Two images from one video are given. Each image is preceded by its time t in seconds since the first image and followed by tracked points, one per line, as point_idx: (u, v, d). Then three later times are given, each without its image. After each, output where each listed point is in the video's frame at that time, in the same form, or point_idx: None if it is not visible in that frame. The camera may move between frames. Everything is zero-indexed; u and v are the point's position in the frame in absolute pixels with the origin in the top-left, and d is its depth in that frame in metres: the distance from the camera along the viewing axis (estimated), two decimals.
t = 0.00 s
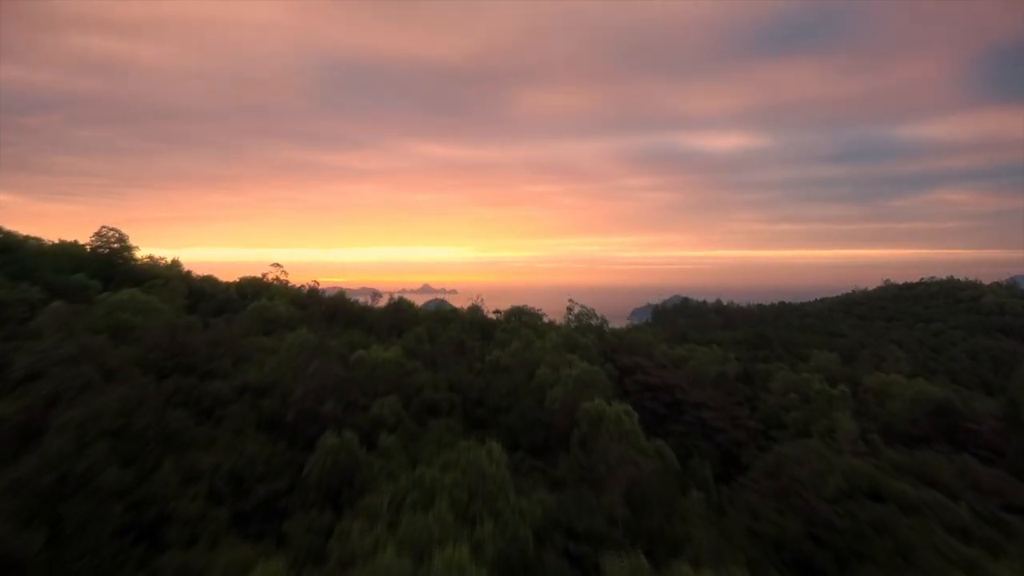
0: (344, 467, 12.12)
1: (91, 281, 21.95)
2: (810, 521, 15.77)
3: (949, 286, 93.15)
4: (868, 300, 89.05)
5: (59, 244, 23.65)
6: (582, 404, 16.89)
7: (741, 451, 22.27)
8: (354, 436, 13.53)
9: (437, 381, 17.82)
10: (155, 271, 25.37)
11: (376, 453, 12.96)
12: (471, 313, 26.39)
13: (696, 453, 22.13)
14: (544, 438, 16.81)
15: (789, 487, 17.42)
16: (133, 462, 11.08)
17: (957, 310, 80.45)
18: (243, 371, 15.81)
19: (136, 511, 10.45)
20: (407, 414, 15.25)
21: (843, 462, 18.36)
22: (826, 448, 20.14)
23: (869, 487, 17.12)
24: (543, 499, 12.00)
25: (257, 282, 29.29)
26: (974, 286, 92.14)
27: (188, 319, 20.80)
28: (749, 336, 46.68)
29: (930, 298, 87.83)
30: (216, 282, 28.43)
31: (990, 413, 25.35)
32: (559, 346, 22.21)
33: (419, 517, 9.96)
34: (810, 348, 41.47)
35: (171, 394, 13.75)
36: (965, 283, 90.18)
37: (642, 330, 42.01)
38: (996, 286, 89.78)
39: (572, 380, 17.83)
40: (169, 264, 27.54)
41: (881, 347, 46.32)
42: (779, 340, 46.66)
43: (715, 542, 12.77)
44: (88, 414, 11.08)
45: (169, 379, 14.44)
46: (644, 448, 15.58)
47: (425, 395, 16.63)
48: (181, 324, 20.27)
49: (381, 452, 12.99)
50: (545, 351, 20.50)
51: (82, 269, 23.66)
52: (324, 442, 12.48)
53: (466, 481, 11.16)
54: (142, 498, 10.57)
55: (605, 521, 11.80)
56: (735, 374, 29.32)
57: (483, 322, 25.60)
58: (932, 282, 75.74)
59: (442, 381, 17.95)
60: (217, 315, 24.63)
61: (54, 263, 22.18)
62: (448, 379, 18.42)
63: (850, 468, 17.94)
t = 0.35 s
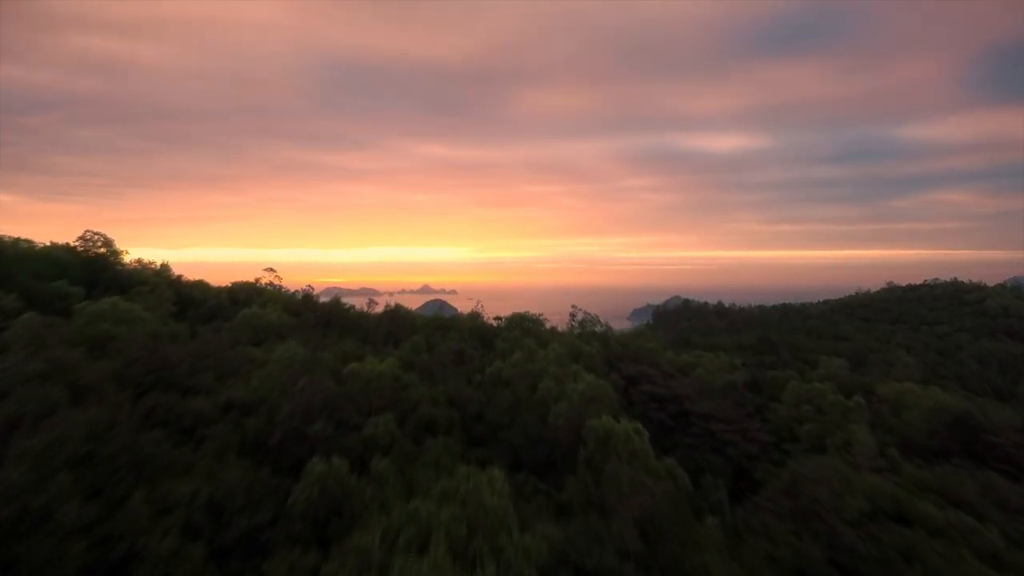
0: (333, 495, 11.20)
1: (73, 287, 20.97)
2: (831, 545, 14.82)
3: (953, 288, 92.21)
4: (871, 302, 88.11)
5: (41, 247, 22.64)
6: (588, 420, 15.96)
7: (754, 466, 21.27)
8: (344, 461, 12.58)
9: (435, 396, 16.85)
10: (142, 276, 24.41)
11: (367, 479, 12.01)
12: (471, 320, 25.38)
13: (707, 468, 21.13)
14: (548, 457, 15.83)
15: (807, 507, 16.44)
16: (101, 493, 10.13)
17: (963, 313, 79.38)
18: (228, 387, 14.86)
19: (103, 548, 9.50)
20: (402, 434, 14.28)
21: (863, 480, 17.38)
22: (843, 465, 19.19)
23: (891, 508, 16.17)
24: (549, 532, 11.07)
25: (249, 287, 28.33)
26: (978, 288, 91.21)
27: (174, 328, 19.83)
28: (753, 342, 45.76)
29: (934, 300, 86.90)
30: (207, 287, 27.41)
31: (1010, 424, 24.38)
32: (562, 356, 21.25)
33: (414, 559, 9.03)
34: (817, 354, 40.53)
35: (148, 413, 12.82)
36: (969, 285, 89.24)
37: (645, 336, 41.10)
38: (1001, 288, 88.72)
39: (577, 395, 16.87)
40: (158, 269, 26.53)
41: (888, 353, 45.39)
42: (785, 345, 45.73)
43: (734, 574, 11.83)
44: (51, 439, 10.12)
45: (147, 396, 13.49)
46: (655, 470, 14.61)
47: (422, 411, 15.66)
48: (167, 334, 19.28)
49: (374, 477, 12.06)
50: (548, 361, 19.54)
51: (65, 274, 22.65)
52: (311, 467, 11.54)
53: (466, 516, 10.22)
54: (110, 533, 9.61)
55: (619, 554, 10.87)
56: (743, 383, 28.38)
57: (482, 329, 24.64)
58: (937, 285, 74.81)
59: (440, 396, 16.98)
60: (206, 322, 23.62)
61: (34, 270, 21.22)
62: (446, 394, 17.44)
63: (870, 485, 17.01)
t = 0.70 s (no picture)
0: (319, 529, 10.26)
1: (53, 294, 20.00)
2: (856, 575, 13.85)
3: (957, 290, 91.31)
4: (875, 305, 87.20)
5: (22, 250, 21.66)
6: (595, 439, 15.01)
7: (767, 482, 20.32)
8: (333, 490, 11.66)
9: (433, 412, 15.91)
10: (129, 281, 23.46)
11: (358, 509, 11.09)
12: (470, 327, 24.44)
13: (717, 485, 20.18)
14: (553, 479, 14.89)
15: (828, 531, 15.49)
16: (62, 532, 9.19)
17: (968, 316, 78.44)
18: (211, 405, 13.90)
19: None
20: (396, 455, 13.35)
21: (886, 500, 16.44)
22: (863, 485, 18.23)
23: (918, 532, 15.19)
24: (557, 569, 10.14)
25: (241, 292, 27.35)
26: (982, 290, 90.33)
27: (158, 338, 18.87)
28: (759, 347, 44.85)
29: (938, 302, 86.01)
30: (197, 292, 26.46)
31: None
32: (567, 367, 20.28)
33: None
34: (825, 361, 39.59)
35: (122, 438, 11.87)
36: (974, 287, 88.34)
37: (649, 341, 40.19)
38: (1006, 291, 87.74)
39: (583, 411, 15.93)
40: (146, 272, 25.55)
41: (895, 358, 44.49)
42: (791, 349, 44.80)
43: None
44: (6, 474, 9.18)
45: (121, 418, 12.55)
46: (668, 493, 13.68)
47: (419, 429, 14.72)
48: (149, 346, 18.34)
49: (365, 507, 11.13)
50: (553, 374, 18.57)
51: (47, 279, 21.67)
52: (296, 498, 10.61)
53: (466, 555, 9.29)
54: None
55: None
56: (752, 392, 27.41)
57: (483, 337, 23.65)
58: (941, 287, 73.93)
59: (438, 412, 16.02)
60: (194, 330, 22.65)
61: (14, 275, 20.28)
62: (444, 409, 16.48)
63: (895, 506, 16.04)
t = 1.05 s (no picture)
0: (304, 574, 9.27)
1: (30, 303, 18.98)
2: None
3: (961, 292, 90.43)
4: (879, 306, 86.30)
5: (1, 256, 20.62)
6: (606, 463, 14.00)
7: (784, 502, 19.28)
8: (320, 527, 10.64)
9: (430, 432, 14.87)
10: (113, 287, 22.43)
11: (347, 548, 10.09)
12: (470, 336, 23.39)
13: (732, 505, 19.13)
14: (559, 505, 13.87)
15: (854, 559, 14.47)
16: None
17: (973, 318, 77.51)
18: (190, 426, 12.90)
19: None
20: (391, 482, 12.34)
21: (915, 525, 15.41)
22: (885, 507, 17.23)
23: (951, 562, 14.17)
24: None
25: (233, 297, 26.33)
26: (987, 291, 89.44)
27: (141, 351, 17.83)
28: (765, 352, 43.91)
29: (942, 304, 85.05)
30: (186, 298, 25.42)
31: None
32: (573, 379, 19.24)
33: None
34: (834, 367, 38.65)
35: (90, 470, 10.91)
36: (978, 289, 87.48)
37: (654, 346, 39.21)
38: (1011, 292, 86.80)
39: (591, 430, 14.91)
40: (133, 276, 24.51)
41: (904, 363, 43.54)
42: (798, 354, 43.86)
43: None
44: None
45: (92, 445, 11.57)
46: (685, 522, 12.68)
47: (415, 451, 13.69)
48: (130, 358, 17.27)
49: (355, 544, 10.13)
50: (558, 387, 17.52)
51: (26, 286, 20.63)
52: (279, 537, 9.62)
53: None
54: None
55: None
56: (763, 402, 26.38)
57: (485, 347, 22.62)
58: (947, 289, 73.04)
59: (436, 431, 15.01)
60: (182, 340, 21.63)
61: None
62: (442, 428, 15.44)
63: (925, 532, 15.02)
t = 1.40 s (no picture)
0: None
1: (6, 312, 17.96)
2: None
3: (966, 293, 89.46)
4: (884, 308, 85.32)
5: None
6: (617, 487, 12.99)
7: (801, 522, 18.24)
8: (304, 569, 9.64)
9: (428, 453, 13.86)
10: (98, 293, 21.41)
11: None
12: (470, 345, 22.37)
13: (746, 525, 18.11)
14: (567, 532, 12.84)
15: None
16: None
17: (979, 321, 76.48)
18: (167, 450, 11.91)
19: None
20: (384, 513, 11.33)
21: (946, 553, 14.39)
22: (911, 530, 16.24)
23: None
24: None
25: (224, 302, 25.31)
26: (993, 293, 88.46)
27: (122, 363, 16.81)
28: (772, 357, 42.90)
29: (948, 306, 84.04)
30: (175, 303, 24.40)
31: None
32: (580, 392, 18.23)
33: None
34: (843, 373, 37.66)
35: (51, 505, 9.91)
36: (984, 291, 86.52)
37: (658, 352, 38.23)
38: (1018, 293, 85.68)
39: (600, 450, 13.88)
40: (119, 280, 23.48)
41: (914, 368, 42.57)
42: (806, 359, 42.87)
43: None
44: None
45: (55, 474, 10.56)
46: (704, 553, 11.67)
47: (412, 474, 12.69)
48: (109, 371, 16.24)
49: None
50: (565, 401, 16.51)
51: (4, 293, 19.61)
52: None
53: None
54: None
55: None
56: (775, 413, 25.36)
57: (486, 358, 21.63)
58: (953, 291, 72.05)
59: (434, 452, 14.00)
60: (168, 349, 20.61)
61: None
62: (440, 448, 14.43)
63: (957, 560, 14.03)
